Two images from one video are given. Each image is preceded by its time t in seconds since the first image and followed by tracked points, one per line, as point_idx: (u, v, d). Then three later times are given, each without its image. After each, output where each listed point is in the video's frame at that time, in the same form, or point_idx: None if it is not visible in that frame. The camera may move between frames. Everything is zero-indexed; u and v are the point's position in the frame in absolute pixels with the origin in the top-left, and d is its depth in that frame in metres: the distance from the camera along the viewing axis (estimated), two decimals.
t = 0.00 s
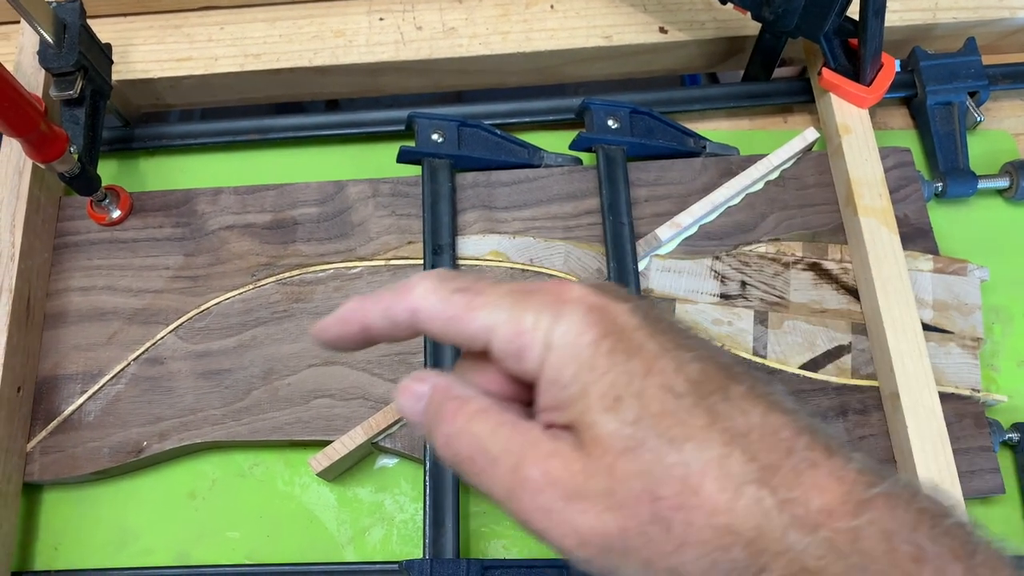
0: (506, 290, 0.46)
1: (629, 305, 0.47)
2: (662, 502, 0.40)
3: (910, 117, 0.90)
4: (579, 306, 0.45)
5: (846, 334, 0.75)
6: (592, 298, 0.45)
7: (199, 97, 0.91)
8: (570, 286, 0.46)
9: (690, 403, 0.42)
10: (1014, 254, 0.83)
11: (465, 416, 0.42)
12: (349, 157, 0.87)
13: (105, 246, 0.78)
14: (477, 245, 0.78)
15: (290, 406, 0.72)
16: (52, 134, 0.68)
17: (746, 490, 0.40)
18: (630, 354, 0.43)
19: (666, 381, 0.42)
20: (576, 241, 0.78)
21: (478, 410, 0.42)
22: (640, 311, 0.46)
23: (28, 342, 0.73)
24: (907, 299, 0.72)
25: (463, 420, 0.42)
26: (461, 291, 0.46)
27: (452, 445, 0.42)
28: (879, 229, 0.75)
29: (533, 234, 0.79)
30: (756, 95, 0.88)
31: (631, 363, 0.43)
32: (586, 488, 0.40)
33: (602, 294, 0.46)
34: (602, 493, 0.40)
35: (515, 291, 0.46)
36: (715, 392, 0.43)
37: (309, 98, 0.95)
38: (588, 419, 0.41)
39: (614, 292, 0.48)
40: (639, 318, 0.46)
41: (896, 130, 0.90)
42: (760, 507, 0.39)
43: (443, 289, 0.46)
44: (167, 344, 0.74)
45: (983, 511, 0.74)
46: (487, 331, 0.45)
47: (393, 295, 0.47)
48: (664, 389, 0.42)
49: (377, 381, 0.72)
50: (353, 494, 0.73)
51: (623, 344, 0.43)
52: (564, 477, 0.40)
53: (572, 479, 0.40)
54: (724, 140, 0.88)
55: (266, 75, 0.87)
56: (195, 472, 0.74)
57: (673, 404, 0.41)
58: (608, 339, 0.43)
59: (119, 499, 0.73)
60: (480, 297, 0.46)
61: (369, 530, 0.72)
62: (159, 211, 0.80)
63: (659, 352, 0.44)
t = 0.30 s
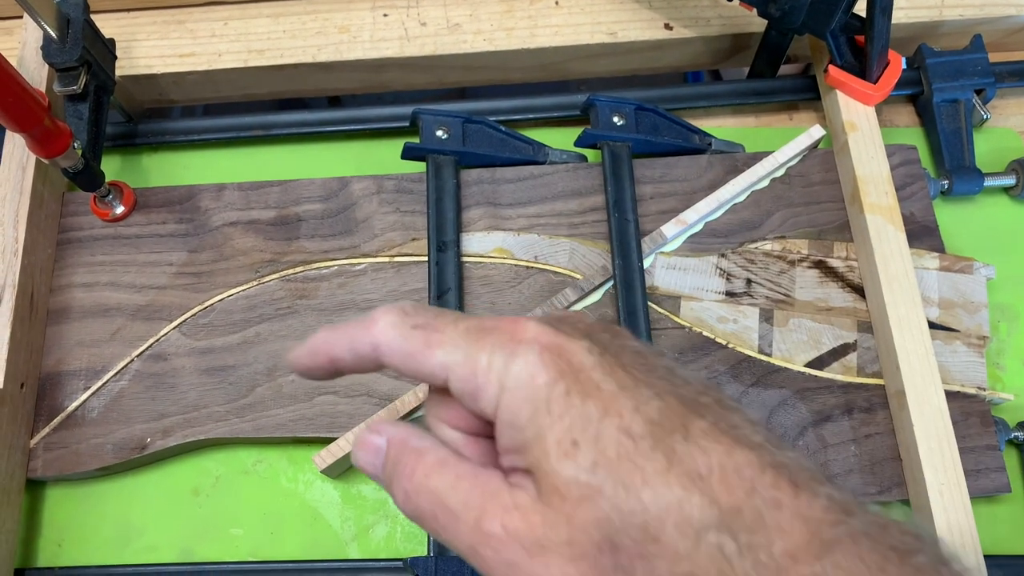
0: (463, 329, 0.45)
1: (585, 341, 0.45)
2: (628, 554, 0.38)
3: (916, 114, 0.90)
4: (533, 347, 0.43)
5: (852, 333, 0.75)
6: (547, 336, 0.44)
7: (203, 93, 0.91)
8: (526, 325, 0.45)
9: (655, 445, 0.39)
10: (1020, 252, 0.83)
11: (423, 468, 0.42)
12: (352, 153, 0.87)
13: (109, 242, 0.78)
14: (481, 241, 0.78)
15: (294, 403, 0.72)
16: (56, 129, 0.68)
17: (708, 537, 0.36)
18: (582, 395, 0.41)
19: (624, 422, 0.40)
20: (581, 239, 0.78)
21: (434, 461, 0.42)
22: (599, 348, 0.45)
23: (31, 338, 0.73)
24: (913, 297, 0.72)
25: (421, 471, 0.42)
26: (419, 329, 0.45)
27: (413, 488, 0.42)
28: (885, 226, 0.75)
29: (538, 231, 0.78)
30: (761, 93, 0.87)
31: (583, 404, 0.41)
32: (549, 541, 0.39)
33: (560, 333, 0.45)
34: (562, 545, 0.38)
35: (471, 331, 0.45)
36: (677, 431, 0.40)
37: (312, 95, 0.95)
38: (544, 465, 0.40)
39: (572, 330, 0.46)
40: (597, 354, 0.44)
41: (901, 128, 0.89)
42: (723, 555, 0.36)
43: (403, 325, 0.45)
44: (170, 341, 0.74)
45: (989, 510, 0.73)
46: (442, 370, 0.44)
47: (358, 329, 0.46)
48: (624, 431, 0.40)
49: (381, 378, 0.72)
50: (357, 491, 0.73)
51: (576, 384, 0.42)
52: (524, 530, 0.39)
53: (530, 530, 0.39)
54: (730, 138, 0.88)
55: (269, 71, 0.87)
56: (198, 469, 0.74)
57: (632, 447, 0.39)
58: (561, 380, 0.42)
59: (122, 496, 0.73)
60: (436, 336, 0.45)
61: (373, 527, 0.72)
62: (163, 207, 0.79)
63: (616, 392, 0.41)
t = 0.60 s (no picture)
0: (714, 436, 0.45)
1: (823, 495, 0.39)
2: None
3: (918, 111, 0.90)
4: (768, 481, 0.40)
5: (855, 329, 0.75)
6: (788, 483, 0.39)
7: (203, 90, 0.90)
8: (765, 454, 0.41)
9: None
10: None
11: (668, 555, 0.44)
12: (353, 149, 0.87)
13: (109, 239, 0.78)
14: (483, 238, 0.77)
15: (295, 400, 0.71)
16: (56, 125, 0.67)
17: None
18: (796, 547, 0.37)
19: None
20: (583, 235, 0.78)
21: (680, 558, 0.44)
22: (842, 502, 0.38)
23: (31, 336, 0.73)
24: (916, 293, 0.72)
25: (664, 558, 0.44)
26: (693, 418, 0.48)
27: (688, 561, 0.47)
28: (888, 223, 0.75)
29: (540, 228, 0.78)
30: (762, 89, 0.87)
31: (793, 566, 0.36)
32: None
33: (797, 475, 0.40)
34: None
35: (718, 443, 0.44)
36: None
37: (313, 92, 0.94)
38: None
39: (809, 469, 0.40)
40: (830, 512, 0.38)
41: (903, 125, 0.89)
42: None
43: (682, 408, 0.50)
44: (171, 338, 0.74)
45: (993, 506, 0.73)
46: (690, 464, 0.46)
47: (660, 389, 0.53)
48: None
49: (383, 375, 0.72)
50: (359, 489, 0.72)
51: (792, 541, 0.37)
52: None
53: None
54: (732, 134, 0.88)
55: (269, 68, 0.87)
56: (199, 468, 0.73)
57: None
58: (780, 527, 0.38)
59: (123, 495, 0.73)
60: (698, 431, 0.46)
61: (375, 525, 0.71)
62: (163, 204, 0.79)
63: (846, 555, 0.36)
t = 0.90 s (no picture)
0: (727, 466, 0.41)
1: (818, 530, 0.35)
2: None
3: (903, 108, 0.90)
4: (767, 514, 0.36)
5: (840, 325, 0.75)
6: (789, 517, 0.35)
7: (190, 88, 0.90)
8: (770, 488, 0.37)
9: None
10: (1007, 244, 0.84)
11: None
12: (340, 147, 0.87)
13: (95, 238, 0.78)
14: (470, 235, 0.78)
15: (282, 398, 0.72)
16: (41, 123, 0.67)
17: None
18: None
19: None
20: (570, 232, 0.78)
21: None
22: (834, 541, 0.34)
23: (17, 334, 0.73)
24: (899, 288, 0.72)
25: None
26: (712, 444, 0.44)
27: None
28: (872, 219, 0.75)
29: (527, 226, 0.78)
30: (748, 86, 0.88)
31: None
32: None
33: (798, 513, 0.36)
34: None
35: (728, 472, 0.40)
36: None
37: (301, 89, 0.94)
38: None
39: (810, 506, 0.36)
40: (826, 545, 0.34)
41: (888, 121, 0.90)
42: None
43: (704, 435, 0.45)
44: (158, 337, 0.74)
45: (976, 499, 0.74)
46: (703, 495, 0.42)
47: (686, 409, 0.49)
48: None
49: (370, 373, 0.72)
50: (346, 486, 0.73)
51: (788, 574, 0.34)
52: None
53: None
54: (718, 132, 0.88)
55: (256, 66, 0.87)
56: (187, 466, 0.73)
57: None
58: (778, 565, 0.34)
59: (110, 494, 0.73)
60: (710, 458, 0.43)
61: (363, 522, 0.72)
62: (149, 202, 0.79)
63: None
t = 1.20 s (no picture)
0: (881, 305, 0.48)
1: (984, 368, 0.42)
2: (954, 551, 0.41)
3: (898, 103, 0.91)
4: (931, 354, 0.43)
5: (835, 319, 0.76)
6: (950, 354, 0.43)
7: (184, 86, 0.90)
8: (932, 329, 0.44)
9: (1000, 482, 0.39)
10: (1002, 238, 0.84)
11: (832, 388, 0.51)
12: (335, 145, 0.87)
13: (90, 236, 0.78)
14: (466, 232, 0.78)
15: (279, 395, 0.71)
16: (34, 122, 0.67)
17: None
18: (952, 418, 0.41)
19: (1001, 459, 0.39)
20: (566, 228, 0.78)
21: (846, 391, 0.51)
22: (1002, 378, 0.41)
23: (12, 333, 0.72)
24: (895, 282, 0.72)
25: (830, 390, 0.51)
26: (861, 286, 0.50)
27: (828, 425, 0.51)
28: (867, 213, 0.75)
29: (523, 222, 0.78)
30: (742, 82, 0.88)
31: (944, 427, 0.41)
32: (891, 517, 0.45)
33: (962, 350, 0.43)
34: (898, 525, 0.45)
35: (883, 311, 0.47)
36: None
37: (295, 87, 0.94)
38: (899, 464, 0.43)
39: (975, 345, 0.43)
40: (991, 382, 0.41)
41: (883, 116, 0.90)
42: None
43: (850, 280, 0.51)
44: (153, 335, 0.74)
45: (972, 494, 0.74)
46: (850, 331, 0.49)
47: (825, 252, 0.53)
48: (977, 466, 0.40)
49: (367, 370, 0.72)
50: (343, 484, 0.73)
51: (947, 404, 0.42)
52: (882, 497, 0.46)
53: (881, 501, 0.46)
54: (713, 127, 0.88)
55: (251, 64, 0.86)
56: (184, 464, 0.73)
57: (983, 486, 0.40)
58: (938, 396, 0.42)
59: (107, 492, 0.73)
60: (864, 299, 0.49)
61: (361, 519, 0.72)
62: (144, 200, 0.79)
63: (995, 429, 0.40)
